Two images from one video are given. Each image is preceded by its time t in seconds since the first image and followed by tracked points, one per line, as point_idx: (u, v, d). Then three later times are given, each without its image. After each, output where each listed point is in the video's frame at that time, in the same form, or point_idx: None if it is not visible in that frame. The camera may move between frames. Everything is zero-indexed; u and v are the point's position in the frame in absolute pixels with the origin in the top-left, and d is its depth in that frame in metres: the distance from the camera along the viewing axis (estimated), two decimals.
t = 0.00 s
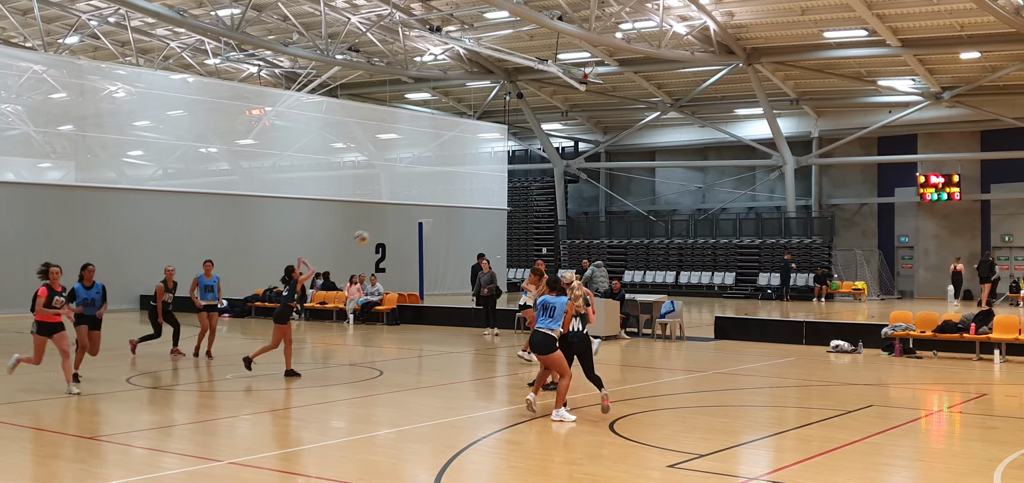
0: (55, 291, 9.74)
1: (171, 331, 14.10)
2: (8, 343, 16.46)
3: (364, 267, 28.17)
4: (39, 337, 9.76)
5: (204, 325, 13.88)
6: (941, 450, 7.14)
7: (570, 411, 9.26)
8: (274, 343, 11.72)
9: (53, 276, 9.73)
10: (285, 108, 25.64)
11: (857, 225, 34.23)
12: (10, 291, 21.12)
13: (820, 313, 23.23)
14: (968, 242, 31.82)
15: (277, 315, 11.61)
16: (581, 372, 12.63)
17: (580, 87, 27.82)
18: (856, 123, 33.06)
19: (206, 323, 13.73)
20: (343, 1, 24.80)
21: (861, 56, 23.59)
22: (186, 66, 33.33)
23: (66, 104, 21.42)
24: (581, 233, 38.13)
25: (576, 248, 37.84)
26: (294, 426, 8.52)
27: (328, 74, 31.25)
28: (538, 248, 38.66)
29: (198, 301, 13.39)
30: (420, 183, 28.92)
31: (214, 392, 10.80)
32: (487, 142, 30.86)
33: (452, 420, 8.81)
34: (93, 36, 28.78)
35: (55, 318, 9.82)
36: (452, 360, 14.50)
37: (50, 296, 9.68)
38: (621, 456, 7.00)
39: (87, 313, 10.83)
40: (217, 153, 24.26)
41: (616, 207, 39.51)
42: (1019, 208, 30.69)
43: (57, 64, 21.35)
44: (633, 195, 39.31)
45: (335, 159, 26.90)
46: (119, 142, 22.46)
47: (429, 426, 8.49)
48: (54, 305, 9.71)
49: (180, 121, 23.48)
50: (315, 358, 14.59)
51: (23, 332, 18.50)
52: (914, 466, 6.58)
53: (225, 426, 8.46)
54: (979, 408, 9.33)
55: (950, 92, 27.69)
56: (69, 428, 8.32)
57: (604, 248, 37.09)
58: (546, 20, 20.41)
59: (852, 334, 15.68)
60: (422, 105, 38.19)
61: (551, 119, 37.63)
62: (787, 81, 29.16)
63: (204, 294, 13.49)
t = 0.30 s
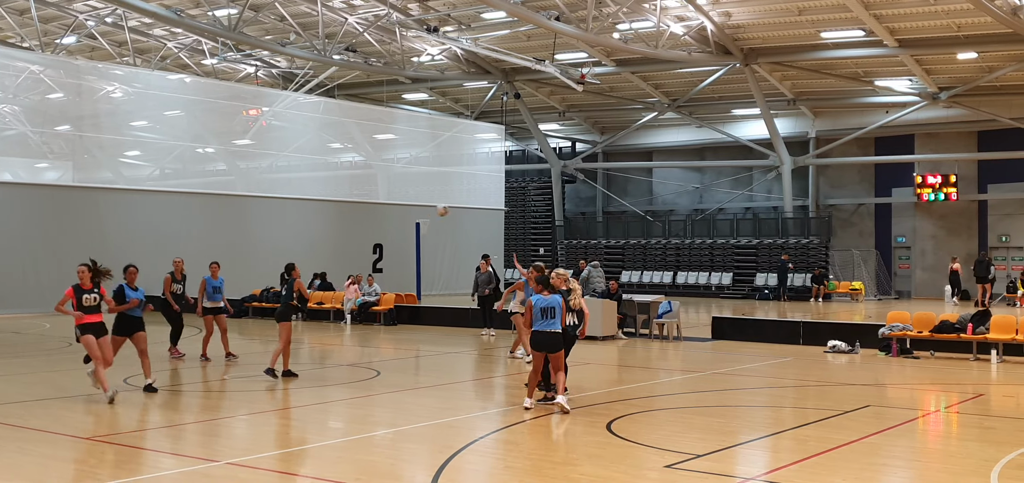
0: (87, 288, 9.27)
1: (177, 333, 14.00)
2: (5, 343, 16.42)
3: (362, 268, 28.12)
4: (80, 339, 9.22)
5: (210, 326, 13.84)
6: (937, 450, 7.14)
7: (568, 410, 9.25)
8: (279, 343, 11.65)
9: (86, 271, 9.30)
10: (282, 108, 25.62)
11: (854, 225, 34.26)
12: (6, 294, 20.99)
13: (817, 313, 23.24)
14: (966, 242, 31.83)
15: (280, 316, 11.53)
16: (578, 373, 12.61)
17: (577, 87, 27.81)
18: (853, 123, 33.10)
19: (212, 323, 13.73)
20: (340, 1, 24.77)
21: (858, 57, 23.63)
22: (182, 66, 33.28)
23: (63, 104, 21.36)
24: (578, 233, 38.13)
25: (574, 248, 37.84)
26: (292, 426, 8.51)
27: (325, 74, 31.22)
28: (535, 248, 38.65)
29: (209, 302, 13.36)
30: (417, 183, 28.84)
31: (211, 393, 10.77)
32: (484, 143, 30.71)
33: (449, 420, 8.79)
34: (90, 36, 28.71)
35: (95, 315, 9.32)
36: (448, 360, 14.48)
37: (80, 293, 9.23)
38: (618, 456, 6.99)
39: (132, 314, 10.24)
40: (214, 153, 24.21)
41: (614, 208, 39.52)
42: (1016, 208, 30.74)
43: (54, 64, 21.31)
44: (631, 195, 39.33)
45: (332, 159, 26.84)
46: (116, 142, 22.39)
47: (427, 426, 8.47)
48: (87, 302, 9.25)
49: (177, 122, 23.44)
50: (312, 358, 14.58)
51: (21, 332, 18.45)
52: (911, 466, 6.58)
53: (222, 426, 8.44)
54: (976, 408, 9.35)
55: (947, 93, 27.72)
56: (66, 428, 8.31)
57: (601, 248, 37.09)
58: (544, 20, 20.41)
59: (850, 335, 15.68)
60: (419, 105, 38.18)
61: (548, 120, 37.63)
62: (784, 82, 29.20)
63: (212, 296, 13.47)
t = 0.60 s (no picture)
0: (114, 294, 8.80)
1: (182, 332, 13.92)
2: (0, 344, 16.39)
3: (358, 268, 28.09)
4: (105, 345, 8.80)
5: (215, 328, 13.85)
6: (932, 450, 7.15)
7: (565, 411, 9.27)
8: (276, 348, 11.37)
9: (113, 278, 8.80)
10: (278, 109, 25.61)
11: (850, 225, 34.32)
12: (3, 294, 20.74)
13: (813, 313, 23.31)
14: (961, 242, 31.91)
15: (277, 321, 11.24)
16: (575, 373, 12.62)
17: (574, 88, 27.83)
18: (848, 123, 33.18)
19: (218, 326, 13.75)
20: (336, 1, 24.76)
21: (854, 57, 23.65)
22: (178, 67, 33.26)
23: (58, 104, 21.32)
24: (575, 233, 38.14)
25: (571, 248, 37.85)
26: (289, 427, 8.51)
27: (321, 74, 31.19)
28: (532, 248, 38.63)
29: (214, 303, 13.30)
30: (413, 183, 28.81)
31: (208, 394, 10.76)
32: (480, 143, 30.70)
33: (446, 421, 8.78)
34: (86, 37, 28.66)
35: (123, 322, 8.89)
36: (445, 360, 14.48)
37: (106, 299, 8.74)
38: (615, 457, 7.00)
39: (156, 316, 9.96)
40: (210, 154, 24.23)
41: (610, 208, 39.56)
42: (1011, 208, 30.79)
43: (49, 65, 21.24)
44: (627, 195, 39.38)
45: (328, 160, 26.81)
46: (112, 143, 22.38)
47: (425, 427, 8.48)
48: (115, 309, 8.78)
49: (173, 122, 23.43)
50: (309, 359, 14.58)
51: (17, 334, 18.41)
52: (906, 466, 6.59)
53: (219, 427, 8.43)
54: (972, 408, 9.36)
55: (943, 93, 27.78)
56: (63, 429, 8.30)
57: (598, 248, 37.11)
58: (540, 21, 20.42)
59: (846, 335, 15.70)
60: (416, 105, 38.17)
61: (545, 120, 37.65)
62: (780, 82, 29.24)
63: (218, 296, 13.43)
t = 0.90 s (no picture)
0: (110, 288, 8.64)
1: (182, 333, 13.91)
2: None
3: (353, 269, 28.01)
4: (101, 342, 8.62)
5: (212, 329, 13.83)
6: (927, 450, 7.17)
7: (561, 411, 9.28)
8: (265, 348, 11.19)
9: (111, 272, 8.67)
10: (273, 109, 25.56)
11: (844, 225, 34.39)
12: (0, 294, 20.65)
13: (807, 313, 23.35)
14: (955, 242, 32.01)
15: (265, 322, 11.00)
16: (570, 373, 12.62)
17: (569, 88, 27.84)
18: (842, 123, 33.28)
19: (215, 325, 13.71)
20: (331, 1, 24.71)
21: (849, 57, 23.68)
22: (172, 67, 33.19)
23: (53, 105, 21.25)
24: (570, 234, 38.13)
25: (566, 249, 37.84)
26: (283, 428, 8.49)
27: (315, 75, 31.13)
28: (527, 249, 38.57)
29: (213, 302, 13.28)
30: (408, 184, 28.74)
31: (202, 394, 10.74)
32: (475, 144, 30.67)
33: (442, 421, 8.79)
34: (80, 37, 28.57)
35: (121, 318, 8.69)
36: (440, 360, 14.46)
37: (102, 294, 8.60)
38: (610, 457, 6.99)
39: (173, 315, 9.73)
40: (204, 154, 24.18)
41: (605, 208, 39.57)
42: (1005, 208, 30.86)
43: (43, 65, 21.14)
44: (622, 196, 39.42)
45: (323, 160, 26.77)
46: (107, 143, 22.34)
47: (420, 427, 8.48)
48: (112, 304, 8.61)
49: (168, 122, 23.39)
50: (304, 360, 14.56)
51: (10, 335, 18.34)
52: (900, 466, 6.60)
53: (213, 428, 8.42)
54: (966, 408, 9.38)
55: (937, 93, 27.86)
56: (57, 430, 8.27)
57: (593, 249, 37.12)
58: (535, 21, 20.40)
59: (841, 335, 15.72)
60: (411, 105, 38.13)
61: (540, 120, 37.66)
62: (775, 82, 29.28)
63: (217, 296, 13.42)
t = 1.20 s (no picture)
0: (86, 293, 8.30)
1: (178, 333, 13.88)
2: None
3: (349, 268, 27.94)
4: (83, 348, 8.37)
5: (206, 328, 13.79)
6: (922, 450, 7.18)
7: (557, 411, 9.28)
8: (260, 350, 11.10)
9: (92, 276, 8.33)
10: (269, 109, 25.45)
11: (840, 226, 34.46)
12: None
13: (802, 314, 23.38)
14: (950, 242, 32.07)
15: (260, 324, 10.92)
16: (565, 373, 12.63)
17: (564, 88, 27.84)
18: (837, 124, 33.32)
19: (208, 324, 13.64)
20: (326, 1, 24.67)
21: (845, 59, 23.71)
22: (167, 67, 33.16)
23: (47, 104, 21.24)
24: (566, 234, 38.13)
25: (561, 249, 37.86)
26: (279, 427, 8.48)
27: (311, 75, 31.06)
28: (522, 249, 38.53)
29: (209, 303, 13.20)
30: (403, 184, 28.62)
31: (197, 394, 10.72)
32: (471, 144, 30.49)
33: (437, 421, 8.79)
34: (76, 36, 28.51)
35: (91, 325, 8.25)
36: (436, 360, 14.46)
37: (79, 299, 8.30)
38: (604, 457, 6.98)
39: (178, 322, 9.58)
40: (200, 154, 24.06)
41: (601, 209, 39.58)
42: (999, 209, 30.96)
43: (38, 65, 21.13)
44: (618, 196, 39.42)
45: (319, 160, 26.65)
46: (102, 143, 22.26)
47: (415, 427, 8.47)
48: (82, 309, 8.22)
49: (163, 122, 23.26)
50: (299, 360, 14.55)
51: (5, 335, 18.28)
52: (896, 466, 6.60)
53: (208, 428, 8.40)
54: (960, 408, 9.42)
55: (931, 94, 27.93)
56: (52, 430, 8.25)
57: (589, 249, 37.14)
58: (530, 21, 20.39)
59: (835, 335, 15.74)
60: (407, 105, 38.12)
61: (535, 120, 37.67)
62: (771, 83, 29.31)
63: (212, 296, 13.34)
